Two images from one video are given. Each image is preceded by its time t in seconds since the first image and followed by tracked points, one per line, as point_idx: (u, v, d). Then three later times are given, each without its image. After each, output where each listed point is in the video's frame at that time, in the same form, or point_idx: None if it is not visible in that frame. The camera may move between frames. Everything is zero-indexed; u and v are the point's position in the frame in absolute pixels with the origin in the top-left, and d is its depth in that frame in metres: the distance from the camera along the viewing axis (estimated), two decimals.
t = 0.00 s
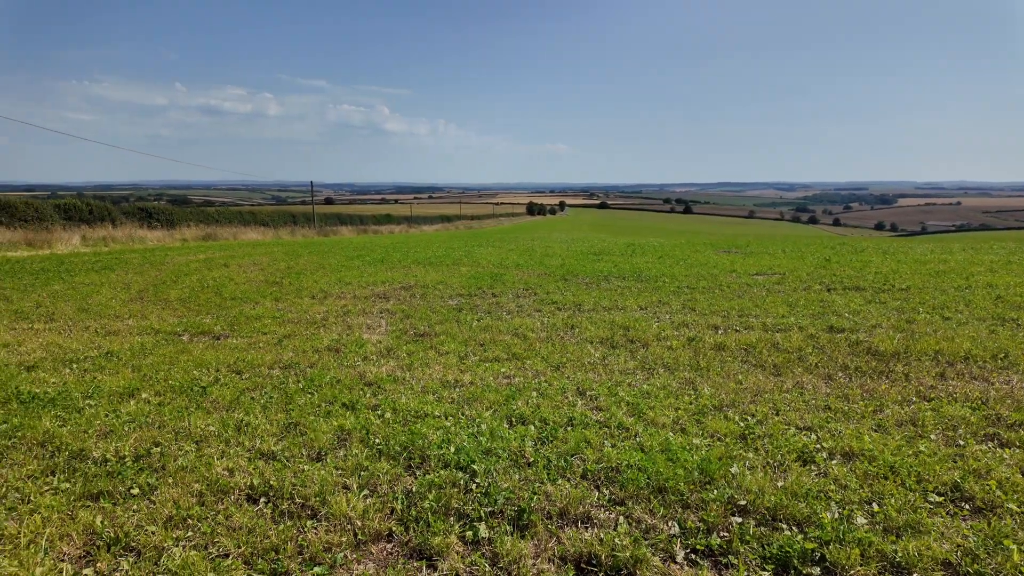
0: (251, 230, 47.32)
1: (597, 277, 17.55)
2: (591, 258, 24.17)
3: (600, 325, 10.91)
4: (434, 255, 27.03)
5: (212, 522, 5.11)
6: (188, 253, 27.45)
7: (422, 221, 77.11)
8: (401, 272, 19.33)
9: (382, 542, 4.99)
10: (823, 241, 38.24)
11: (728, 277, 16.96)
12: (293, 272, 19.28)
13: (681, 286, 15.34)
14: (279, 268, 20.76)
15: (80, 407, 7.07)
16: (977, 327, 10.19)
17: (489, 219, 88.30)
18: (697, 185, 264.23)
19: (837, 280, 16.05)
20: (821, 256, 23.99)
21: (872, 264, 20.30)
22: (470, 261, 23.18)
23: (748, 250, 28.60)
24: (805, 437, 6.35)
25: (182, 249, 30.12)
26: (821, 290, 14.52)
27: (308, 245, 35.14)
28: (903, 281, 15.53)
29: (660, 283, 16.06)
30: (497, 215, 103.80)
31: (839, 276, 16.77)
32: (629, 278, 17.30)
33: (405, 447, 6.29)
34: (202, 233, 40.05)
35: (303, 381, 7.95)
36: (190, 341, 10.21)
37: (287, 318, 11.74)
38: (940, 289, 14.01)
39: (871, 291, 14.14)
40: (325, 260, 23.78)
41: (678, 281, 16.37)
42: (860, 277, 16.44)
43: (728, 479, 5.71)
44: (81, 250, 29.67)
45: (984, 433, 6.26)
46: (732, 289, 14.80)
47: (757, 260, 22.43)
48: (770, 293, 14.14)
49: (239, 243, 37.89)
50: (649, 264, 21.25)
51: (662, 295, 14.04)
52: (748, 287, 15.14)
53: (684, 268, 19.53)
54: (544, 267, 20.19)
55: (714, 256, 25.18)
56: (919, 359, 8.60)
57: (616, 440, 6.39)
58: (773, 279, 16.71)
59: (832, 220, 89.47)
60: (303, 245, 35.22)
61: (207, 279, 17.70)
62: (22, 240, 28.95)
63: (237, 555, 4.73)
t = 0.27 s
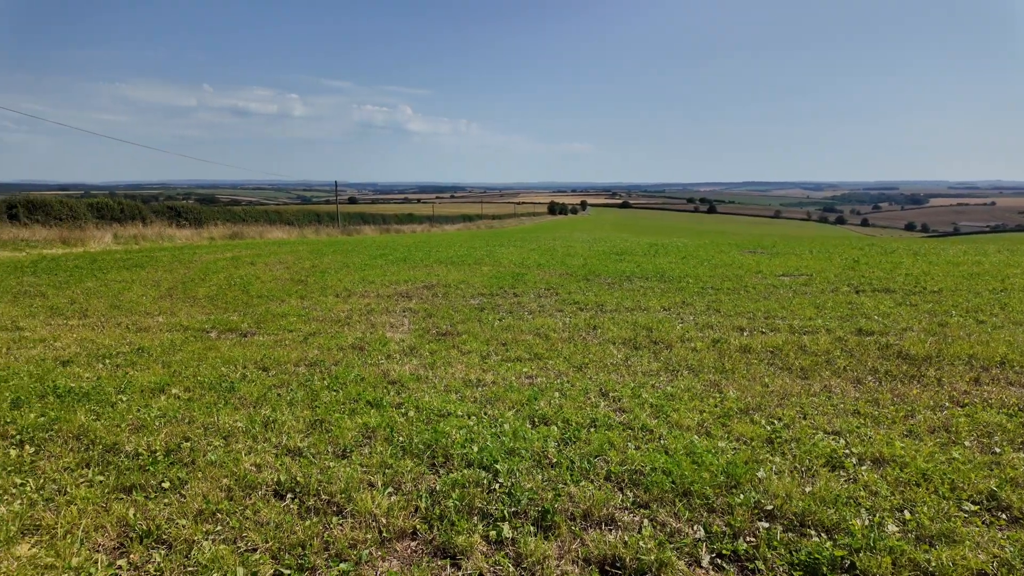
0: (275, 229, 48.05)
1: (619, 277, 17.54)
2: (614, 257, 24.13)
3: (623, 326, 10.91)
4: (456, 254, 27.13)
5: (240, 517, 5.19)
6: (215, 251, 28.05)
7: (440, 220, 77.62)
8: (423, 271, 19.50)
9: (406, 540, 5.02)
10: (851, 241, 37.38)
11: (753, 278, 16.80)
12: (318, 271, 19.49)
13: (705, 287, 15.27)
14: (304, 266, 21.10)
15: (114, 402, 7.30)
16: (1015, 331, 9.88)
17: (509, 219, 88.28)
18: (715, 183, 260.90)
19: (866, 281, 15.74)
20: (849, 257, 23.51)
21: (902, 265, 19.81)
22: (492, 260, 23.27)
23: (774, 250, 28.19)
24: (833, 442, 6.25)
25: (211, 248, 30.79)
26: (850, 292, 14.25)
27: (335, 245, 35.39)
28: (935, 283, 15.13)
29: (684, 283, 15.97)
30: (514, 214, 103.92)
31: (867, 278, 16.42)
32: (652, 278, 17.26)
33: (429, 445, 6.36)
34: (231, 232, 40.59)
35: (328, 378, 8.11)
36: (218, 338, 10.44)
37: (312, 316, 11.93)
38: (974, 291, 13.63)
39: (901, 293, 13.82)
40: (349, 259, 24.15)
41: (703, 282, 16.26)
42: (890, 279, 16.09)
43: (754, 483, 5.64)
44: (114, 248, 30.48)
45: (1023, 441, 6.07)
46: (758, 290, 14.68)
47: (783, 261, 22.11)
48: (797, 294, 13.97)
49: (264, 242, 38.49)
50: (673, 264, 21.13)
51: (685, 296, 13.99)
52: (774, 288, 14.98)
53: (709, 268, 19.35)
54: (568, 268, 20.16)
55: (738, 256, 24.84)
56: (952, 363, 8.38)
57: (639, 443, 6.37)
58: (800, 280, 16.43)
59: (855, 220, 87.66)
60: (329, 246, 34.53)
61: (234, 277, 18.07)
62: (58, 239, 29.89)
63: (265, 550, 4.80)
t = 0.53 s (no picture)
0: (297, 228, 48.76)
1: (642, 277, 17.58)
2: (637, 257, 24.14)
3: (646, 327, 10.93)
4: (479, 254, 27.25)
5: (268, 512, 5.26)
6: (242, 250, 28.63)
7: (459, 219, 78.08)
8: (445, 270, 19.69)
9: (430, 538, 5.05)
10: (878, 241, 36.54)
11: (779, 280, 16.67)
12: (340, 271, 19.49)
13: (731, 288, 15.24)
14: (329, 265, 21.47)
15: (145, 397, 7.55)
16: None
17: (530, 219, 88.22)
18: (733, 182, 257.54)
19: (896, 283, 15.45)
20: (879, 258, 23.01)
21: (934, 267, 19.31)
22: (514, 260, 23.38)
23: (801, 251, 27.81)
24: (862, 448, 6.15)
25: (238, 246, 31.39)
26: (879, 295, 13.98)
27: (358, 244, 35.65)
28: (969, 286, 14.74)
29: (708, 284, 15.94)
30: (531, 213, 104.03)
31: (897, 280, 16.05)
32: (675, 278, 17.26)
33: (453, 444, 6.42)
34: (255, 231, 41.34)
35: (353, 376, 8.31)
36: (246, 335, 10.67)
37: (336, 314, 12.13)
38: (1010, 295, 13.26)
39: (933, 296, 13.52)
40: (373, 258, 24.60)
41: (728, 282, 16.21)
42: (922, 281, 15.75)
43: (781, 488, 5.57)
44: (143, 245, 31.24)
45: None
46: (784, 292, 14.60)
47: (810, 262, 21.81)
48: (824, 296, 13.83)
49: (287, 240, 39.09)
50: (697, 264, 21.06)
51: (709, 297, 13.98)
52: (802, 290, 14.86)
53: (733, 269, 19.11)
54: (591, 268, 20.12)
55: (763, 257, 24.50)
56: (987, 368, 8.16)
57: (663, 445, 6.36)
58: (827, 282, 16.18)
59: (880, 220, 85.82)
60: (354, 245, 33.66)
61: (261, 274, 18.47)
62: (91, 236, 30.72)
63: (292, 545, 4.87)
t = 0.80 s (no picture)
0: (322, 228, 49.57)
1: (669, 278, 17.66)
2: (665, 258, 24.21)
3: (674, 328, 11.17)
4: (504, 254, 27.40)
5: (299, 507, 5.34)
6: (270, 249, 29.25)
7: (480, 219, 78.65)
8: (471, 270, 19.89)
9: (459, 536, 5.08)
10: (918, 246, 35.60)
11: (810, 282, 16.56)
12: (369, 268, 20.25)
13: (760, 290, 15.25)
14: (357, 265, 21.85)
15: (180, 391, 7.77)
16: None
17: (556, 220, 88.83)
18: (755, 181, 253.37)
19: (933, 286, 15.11)
20: (917, 261, 22.42)
21: (972, 270, 18.71)
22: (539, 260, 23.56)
23: (835, 252, 27.35)
24: (898, 454, 6.03)
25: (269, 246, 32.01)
26: (915, 298, 13.65)
27: (384, 244, 35.94)
28: (1012, 289, 14.27)
29: (738, 286, 15.96)
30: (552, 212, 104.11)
31: (934, 283, 15.67)
32: (703, 280, 17.31)
33: (480, 442, 6.47)
34: (285, 230, 42.53)
35: (381, 374, 8.56)
36: (277, 332, 10.94)
37: (364, 313, 12.48)
38: None
39: (972, 299, 13.16)
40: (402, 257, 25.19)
41: (757, 285, 16.21)
42: (961, 284, 15.35)
43: (814, 494, 5.48)
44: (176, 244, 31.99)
45: None
46: (816, 294, 14.53)
47: (844, 263, 21.44)
48: (857, 299, 13.71)
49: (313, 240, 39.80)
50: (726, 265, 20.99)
51: (738, 299, 14.04)
52: (834, 293, 14.75)
53: (763, 271, 19.12)
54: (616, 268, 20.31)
55: (794, 258, 24.06)
56: None
57: (693, 448, 6.33)
58: (860, 284, 15.97)
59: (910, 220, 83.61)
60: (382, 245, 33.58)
61: (291, 273, 18.89)
62: (127, 234, 31.55)
63: (323, 540, 4.93)
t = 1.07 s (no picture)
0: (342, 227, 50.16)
1: (693, 279, 17.61)
2: (688, 258, 24.14)
3: (698, 330, 11.20)
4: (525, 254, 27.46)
5: (325, 503, 5.41)
6: (294, 248, 29.74)
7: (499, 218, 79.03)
8: (492, 270, 19.98)
9: (482, 535, 5.09)
10: (951, 247, 34.75)
11: (838, 284, 16.37)
12: (392, 267, 20.60)
13: (787, 292, 15.14)
14: (380, 264, 22.10)
15: (209, 387, 7.95)
16: None
17: (578, 219, 89.14)
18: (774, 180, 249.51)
19: (966, 289, 14.79)
20: (950, 262, 21.89)
21: (1008, 273, 18.21)
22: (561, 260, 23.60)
23: (864, 254, 26.88)
24: (930, 461, 5.91)
25: (293, 245, 32.47)
26: (947, 301, 13.33)
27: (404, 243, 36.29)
28: None
29: (763, 288, 15.85)
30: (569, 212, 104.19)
31: (967, 285, 15.32)
32: (728, 281, 17.23)
33: (503, 442, 6.50)
34: (310, 228, 43.32)
35: (404, 372, 8.68)
36: (302, 330, 11.12)
37: (388, 312, 12.69)
38: None
39: (1007, 302, 12.82)
40: (424, 257, 25.51)
41: (783, 286, 16.08)
42: (996, 286, 14.99)
43: (842, 500, 5.38)
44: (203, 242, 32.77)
45: None
46: (844, 296, 14.38)
47: (873, 265, 21.10)
48: (887, 302, 13.52)
49: (335, 239, 40.36)
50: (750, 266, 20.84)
51: (764, 301, 13.97)
52: (863, 295, 14.57)
53: (789, 272, 18.98)
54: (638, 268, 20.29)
55: (821, 260, 23.61)
56: None
57: (718, 451, 6.28)
58: (890, 287, 15.71)
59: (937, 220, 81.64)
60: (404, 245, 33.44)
61: (315, 271, 19.20)
62: (156, 232, 32.31)
63: (348, 536, 4.99)
